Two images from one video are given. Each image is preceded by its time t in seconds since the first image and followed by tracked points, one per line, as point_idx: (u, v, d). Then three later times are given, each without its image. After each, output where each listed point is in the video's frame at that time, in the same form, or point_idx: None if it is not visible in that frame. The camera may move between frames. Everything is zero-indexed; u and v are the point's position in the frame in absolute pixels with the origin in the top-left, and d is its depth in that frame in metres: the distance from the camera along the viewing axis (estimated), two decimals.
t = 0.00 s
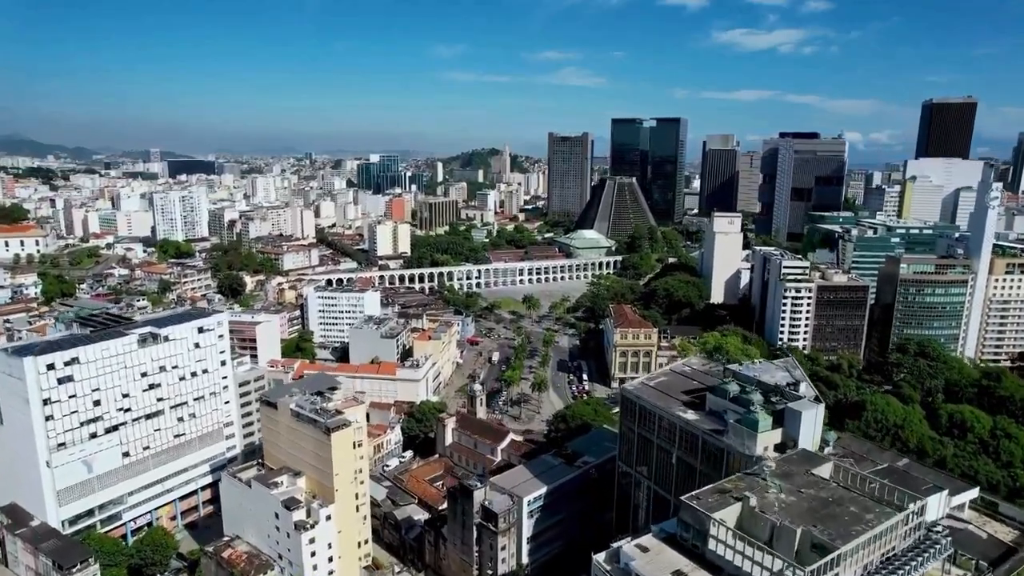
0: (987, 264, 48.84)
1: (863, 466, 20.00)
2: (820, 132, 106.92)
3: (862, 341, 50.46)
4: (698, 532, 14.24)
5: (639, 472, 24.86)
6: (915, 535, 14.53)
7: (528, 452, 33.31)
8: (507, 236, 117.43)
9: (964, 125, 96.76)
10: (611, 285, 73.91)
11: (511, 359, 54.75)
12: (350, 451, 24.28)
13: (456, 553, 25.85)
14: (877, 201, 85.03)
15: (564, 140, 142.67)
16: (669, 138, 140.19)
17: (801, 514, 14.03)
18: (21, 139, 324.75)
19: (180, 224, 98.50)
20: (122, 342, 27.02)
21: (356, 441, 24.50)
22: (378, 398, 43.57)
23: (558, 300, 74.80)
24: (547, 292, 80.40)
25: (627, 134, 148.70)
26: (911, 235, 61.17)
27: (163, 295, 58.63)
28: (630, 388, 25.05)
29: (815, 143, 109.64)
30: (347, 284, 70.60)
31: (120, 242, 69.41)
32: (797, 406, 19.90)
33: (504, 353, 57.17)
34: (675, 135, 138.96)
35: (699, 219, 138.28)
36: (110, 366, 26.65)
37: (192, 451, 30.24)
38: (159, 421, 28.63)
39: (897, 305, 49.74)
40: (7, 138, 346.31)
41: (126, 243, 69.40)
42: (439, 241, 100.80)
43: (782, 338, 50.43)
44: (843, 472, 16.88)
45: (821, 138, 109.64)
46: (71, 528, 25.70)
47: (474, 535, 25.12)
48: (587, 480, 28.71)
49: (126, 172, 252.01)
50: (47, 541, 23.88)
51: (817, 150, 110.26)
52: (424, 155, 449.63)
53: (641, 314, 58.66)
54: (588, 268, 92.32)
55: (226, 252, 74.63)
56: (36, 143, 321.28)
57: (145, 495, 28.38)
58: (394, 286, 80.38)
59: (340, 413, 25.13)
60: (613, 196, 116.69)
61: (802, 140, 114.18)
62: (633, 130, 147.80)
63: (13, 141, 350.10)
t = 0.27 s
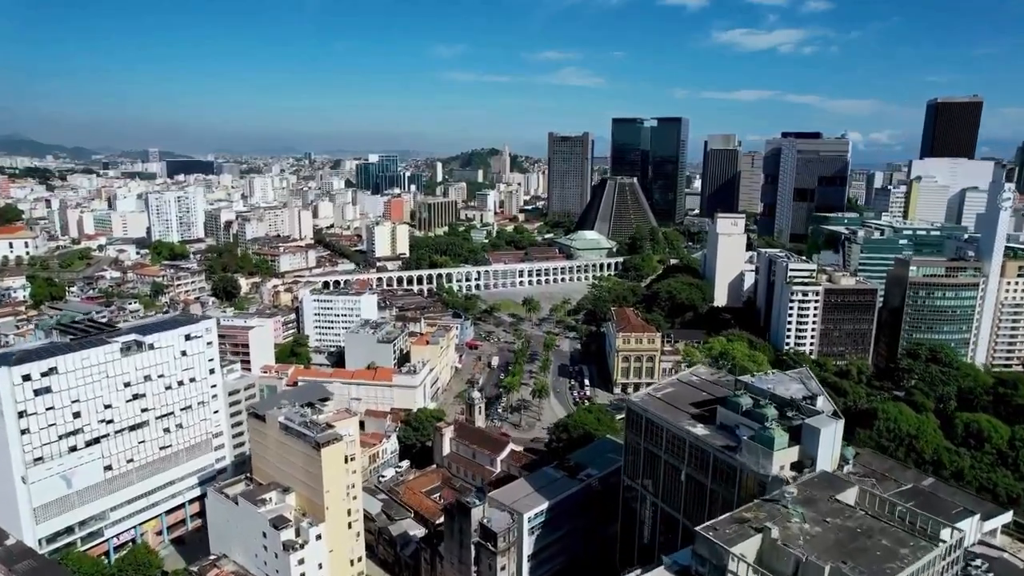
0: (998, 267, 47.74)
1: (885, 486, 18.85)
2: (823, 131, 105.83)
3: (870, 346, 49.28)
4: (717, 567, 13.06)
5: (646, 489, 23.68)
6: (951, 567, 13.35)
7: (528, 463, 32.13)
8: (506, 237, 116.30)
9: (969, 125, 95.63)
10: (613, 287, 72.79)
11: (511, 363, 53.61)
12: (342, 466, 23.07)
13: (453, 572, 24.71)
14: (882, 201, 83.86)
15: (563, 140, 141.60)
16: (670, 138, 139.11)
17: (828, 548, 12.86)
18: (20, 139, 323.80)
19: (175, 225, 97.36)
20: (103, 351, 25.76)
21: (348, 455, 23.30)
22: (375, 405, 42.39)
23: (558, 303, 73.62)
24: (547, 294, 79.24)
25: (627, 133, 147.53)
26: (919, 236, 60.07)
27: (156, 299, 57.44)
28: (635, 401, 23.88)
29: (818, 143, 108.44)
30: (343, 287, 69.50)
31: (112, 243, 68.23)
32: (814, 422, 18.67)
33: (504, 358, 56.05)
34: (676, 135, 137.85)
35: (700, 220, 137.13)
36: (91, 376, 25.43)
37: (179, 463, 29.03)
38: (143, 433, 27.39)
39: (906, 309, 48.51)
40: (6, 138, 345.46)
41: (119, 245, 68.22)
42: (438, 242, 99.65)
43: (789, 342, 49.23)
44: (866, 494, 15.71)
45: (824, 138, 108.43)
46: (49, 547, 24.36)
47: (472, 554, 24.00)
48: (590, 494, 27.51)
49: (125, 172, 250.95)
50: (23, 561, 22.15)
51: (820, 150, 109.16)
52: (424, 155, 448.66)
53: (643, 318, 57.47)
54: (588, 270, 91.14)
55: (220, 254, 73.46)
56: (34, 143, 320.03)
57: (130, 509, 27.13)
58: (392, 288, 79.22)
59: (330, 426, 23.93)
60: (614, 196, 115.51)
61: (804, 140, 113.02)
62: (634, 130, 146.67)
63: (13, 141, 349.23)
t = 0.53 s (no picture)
0: (1010, 270, 46.61)
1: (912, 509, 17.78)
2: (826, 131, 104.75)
3: (879, 351, 48.13)
4: None
5: (654, 506, 22.47)
6: None
7: (528, 475, 30.93)
8: (506, 237, 115.19)
9: (974, 124, 94.52)
10: (614, 289, 71.64)
11: (511, 368, 52.46)
12: (332, 483, 21.90)
13: None
14: (887, 202, 82.66)
15: (563, 140, 140.47)
16: (671, 138, 137.95)
17: None
18: (18, 139, 322.74)
19: (171, 226, 96.16)
20: (84, 360, 24.58)
21: (339, 471, 22.13)
22: (370, 413, 41.21)
23: (559, 305, 72.44)
24: (548, 296, 78.08)
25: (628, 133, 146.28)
26: (926, 238, 58.93)
27: (148, 303, 56.25)
28: (641, 414, 22.69)
29: (821, 143, 107.07)
30: (340, 290, 68.34)
31: (104, 245, 67.05)
32: (834, 440, 17.45)
33: (503, 362, 54.89)
34: (677, 135, 136.72)
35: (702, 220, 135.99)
36: (70, 387, 24.25)
37: (165, 477, 27.81)
38: (127, 445, 26.18)
39: (916, 313, 47.26)
40: (5, 138, 344.40)
41: (111, 246, 67.00)
42: (438, 243, 98.50)
43: (796, 347, 48.05)
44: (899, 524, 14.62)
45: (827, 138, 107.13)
46: (25, 568, 22.87)
47: None
48: (594, 509, 26.33)
49: (123, 172, 249.87)
50: None
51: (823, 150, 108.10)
52: (423, 155, 447.57)
53: (646, 321, 56.27)
54: (589, 272, 89.94)
55: (215, 255, 72.30)
56: (32, 143, 318.84)
57: (112, 526, 25.87)
58: (390, 290, 78.05)
59: (319, 440, 22.73)
60: (615, 196, 114.30)
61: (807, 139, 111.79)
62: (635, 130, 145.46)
63: (11, 141, 348.29)
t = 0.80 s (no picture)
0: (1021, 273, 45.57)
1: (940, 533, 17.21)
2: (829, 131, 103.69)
3: (887, 355, 47.03)
4: None
5: (661, 524, 21.35)
6: None
7: (529, 487, 29.81)
8: (506, 238, 114.15)
9: (980, 124, 93.38)
10: (615, 292, 70.56)
11: (510, 373, 51.38)
12: (322, 501, 20.73)
13: None
14: (893, 203, 81.48)
15: (564, 140, 139.43)
16: (672, 138, 136.85)
17: None
18: (17, 139, 321.81)
19: (167, 227, 95.05)
20: (63, 370, 23.38)
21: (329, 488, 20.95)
22: (367, 419, 40.09)
23: (559, 308, 71.31)
24: (548, 298, 77.01)
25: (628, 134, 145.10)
26: (934, 240, 57.84)
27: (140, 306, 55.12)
28: (649, 428, 21.56)
29: (824, 143, 105.79)
30: (337, 293, 67.24)
31: (97, 247, 65.89)
32: (857, 459, 16.31)
33: (503, 367, 53.81)
34: (678, 135, 135.65)
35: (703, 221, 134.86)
36: (49, 398, 23.07)
37: (150, 490, 26.64)
38: (110, 458, 25.00)
39: (926, 317, 46.09)
40: (4, 138, 343.57)
41: (104, 248, 65.90)
42: (437, 244, 97.33)
43: (803, 352, 46.90)
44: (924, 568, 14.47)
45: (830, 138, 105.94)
46: None
47: None
48: (597, 524, 25.20)
49: (121, 172, 248.92)
50: None
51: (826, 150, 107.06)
52: (423, 155, 446.67)
53: (649, 325, 55.11)
54: (590, 273, 88.73)
55: (210, 257, 71.14)
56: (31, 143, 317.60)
57: (94, 543, 24.69)
58: (388, 292, 76.85)
59: (310, 455, 21.57)
60: (616, 197, 113.18)
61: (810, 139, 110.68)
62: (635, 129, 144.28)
63: (10, 141, 347.50)
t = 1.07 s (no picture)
0: None
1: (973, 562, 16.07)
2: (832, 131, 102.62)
3: (896, 361, 45.83)
4: None
5: (670, 546, 20.15)
6: None
7: (529, 501, 28.59)
8: (506, 239, 113.04)
9: (986, 123, 92.16)
10: (617, 295, 69.44)
11: (510, 378, 50.24)
12: (310, 522, 19.49)
13: None
14: (898, 203, 80.30)
15: (564, 140, 138.34)
16: (673, 138, 135.73)
17: None
18: (15, 139, 320.70)
19: (162, 228, 93.86)
20: (39, 381, 22.14)
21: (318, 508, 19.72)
22: (362, 428, 38.91)
23: (560, 310, 70.17)
24: (549, 300, 75.88)
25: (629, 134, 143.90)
26: (942, 241, 56.68)
27: (131, 310, 53.96)
28: (656, 445, 20.37)
29: (826, 143, 105.61)
30: (334, 296, 66.08)
31: (89, 248, 64.72)
32: (884, 483, 15.09)
33: (503, 372, 52.68)
34: (679, 135, 134.56)
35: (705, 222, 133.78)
36: (23, 411, 21.82)
37: (133, 506, 25.39)
38: (89, 473, 23.76)
39: (937, 322, 44.85)
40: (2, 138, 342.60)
41: (96, 250, 64.73)
42: (436, 245, 96.19)
43: (810, 357, 45.72)
44: None
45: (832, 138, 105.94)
46: None
47: None
48: (601, 543, 24.01)
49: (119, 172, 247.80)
50: None
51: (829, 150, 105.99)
52: (423, 155, 445.68)
53: (652, 329, 53.94)
54: (591, 275, 87.59)
55: (205, 259, 70.00)
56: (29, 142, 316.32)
57: (72, 563, 23.44)
58: (386, 295, 75.70)
59: (297, 473, 20.34)
60: (616, 197, 111.99)
61: (813, 139, 109.58)
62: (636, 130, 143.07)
63: (9, 142, 346.61)
